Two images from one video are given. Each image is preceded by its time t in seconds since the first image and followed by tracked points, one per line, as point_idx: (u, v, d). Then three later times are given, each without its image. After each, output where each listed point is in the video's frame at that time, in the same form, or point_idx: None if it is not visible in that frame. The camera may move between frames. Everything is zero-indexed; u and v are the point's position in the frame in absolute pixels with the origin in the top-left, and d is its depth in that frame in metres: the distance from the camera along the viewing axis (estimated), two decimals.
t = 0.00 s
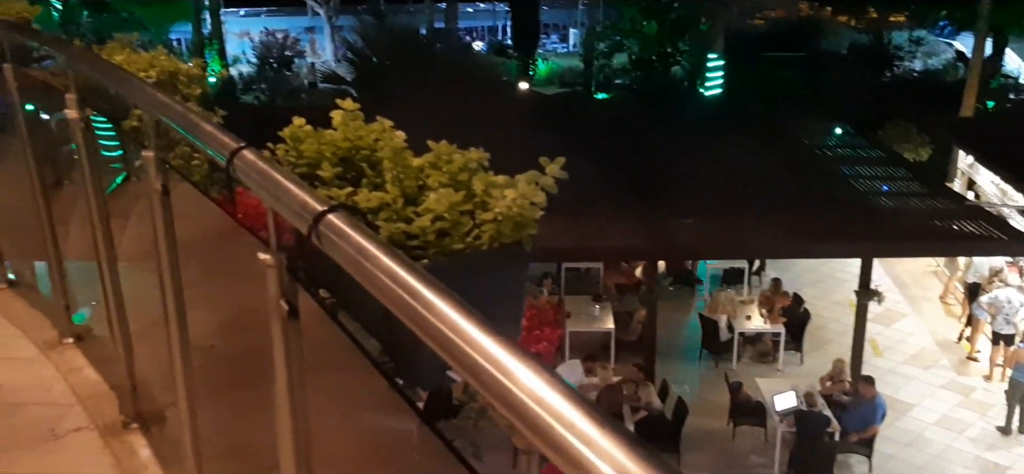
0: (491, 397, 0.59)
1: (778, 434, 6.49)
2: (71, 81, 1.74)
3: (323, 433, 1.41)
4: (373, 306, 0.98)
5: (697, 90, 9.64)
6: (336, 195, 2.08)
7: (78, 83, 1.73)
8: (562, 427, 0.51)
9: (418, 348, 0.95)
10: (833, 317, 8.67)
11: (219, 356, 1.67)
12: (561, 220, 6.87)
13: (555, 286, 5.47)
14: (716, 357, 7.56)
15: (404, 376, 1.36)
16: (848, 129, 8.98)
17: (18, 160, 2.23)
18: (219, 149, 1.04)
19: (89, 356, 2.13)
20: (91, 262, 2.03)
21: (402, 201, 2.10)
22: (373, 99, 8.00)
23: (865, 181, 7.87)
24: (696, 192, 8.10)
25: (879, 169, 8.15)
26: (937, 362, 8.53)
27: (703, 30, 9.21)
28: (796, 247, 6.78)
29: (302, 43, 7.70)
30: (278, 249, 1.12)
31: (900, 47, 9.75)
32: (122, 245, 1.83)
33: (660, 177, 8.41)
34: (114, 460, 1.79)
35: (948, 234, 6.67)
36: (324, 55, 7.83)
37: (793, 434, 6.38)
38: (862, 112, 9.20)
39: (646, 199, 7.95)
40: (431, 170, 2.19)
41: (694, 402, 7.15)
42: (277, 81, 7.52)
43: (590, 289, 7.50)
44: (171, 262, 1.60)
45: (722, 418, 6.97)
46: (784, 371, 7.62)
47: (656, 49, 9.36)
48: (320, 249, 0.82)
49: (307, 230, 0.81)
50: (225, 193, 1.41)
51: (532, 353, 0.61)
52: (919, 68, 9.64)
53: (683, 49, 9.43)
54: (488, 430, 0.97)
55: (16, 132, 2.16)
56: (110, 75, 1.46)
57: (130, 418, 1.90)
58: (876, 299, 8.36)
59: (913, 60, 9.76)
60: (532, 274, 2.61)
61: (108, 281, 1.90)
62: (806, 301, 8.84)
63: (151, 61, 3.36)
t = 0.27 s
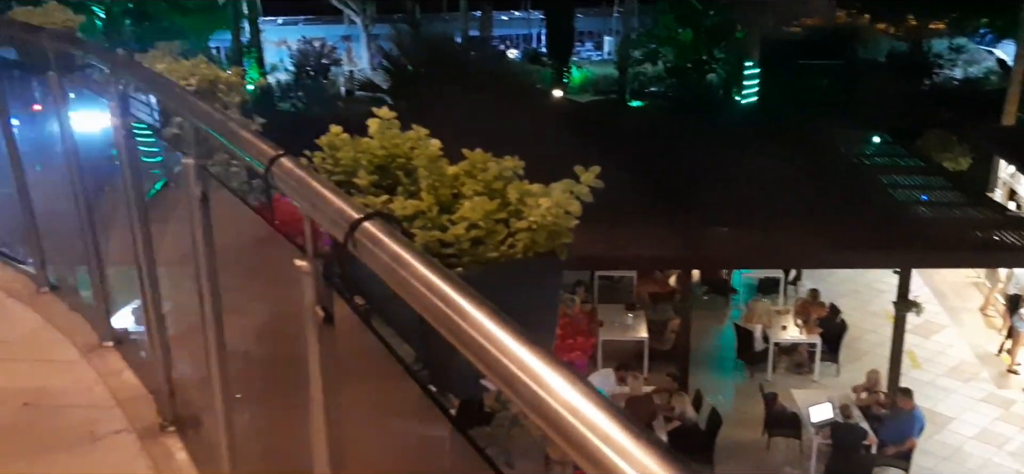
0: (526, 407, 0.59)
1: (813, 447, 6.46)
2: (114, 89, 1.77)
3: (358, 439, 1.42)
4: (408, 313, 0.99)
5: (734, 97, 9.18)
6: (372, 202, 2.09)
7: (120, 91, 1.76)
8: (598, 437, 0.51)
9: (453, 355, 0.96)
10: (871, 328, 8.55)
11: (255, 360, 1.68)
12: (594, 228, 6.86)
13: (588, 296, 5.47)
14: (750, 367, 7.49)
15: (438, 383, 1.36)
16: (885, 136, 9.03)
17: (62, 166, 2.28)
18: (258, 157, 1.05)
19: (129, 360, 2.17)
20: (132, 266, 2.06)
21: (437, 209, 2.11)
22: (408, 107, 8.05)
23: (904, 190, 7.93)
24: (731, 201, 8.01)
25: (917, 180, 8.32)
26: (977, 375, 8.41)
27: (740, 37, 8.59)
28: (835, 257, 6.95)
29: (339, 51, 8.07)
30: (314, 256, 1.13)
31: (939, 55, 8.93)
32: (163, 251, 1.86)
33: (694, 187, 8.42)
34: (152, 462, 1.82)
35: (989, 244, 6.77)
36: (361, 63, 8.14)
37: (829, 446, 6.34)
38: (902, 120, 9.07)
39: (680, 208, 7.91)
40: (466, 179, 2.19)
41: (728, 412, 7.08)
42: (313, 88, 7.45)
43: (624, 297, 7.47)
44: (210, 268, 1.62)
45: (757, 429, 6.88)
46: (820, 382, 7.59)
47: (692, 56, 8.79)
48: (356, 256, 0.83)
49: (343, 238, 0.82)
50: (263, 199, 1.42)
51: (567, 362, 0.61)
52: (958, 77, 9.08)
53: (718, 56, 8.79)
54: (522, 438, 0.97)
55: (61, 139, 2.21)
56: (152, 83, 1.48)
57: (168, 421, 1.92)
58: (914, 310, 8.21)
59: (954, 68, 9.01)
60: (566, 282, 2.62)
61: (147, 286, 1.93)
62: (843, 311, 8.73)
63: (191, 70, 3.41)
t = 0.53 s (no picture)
0: (559, 416, 0.58)
1: (850, 460, 6.37)
2: (155, 95, 1.80)
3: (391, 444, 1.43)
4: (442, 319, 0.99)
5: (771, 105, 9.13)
6: (408, 209, 2.11)
7: (161, 97, 1.78)
8: (633, 449, 0.51)
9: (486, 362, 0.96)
10: (909, 340, 8.43)
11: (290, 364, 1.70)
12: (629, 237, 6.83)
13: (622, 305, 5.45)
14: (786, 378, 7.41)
15: (471, 389, 1.37)
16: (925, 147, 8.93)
17: (104, 170, 2.32)
18: (295, 163, 1.06)
19: (166, 362, 2.19)
20: (171, 270, 2.09)
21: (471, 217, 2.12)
22: (443, 115, 8.08)
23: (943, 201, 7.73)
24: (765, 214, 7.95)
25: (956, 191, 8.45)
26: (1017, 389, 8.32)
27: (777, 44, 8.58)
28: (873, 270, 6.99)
29: (375, 58, 8.03)
30: (350, 262, 1.13)
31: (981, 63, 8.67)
32: (201, 255, 1.88)
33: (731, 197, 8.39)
34: (188, 464, 1.83)
35: None
36: (396, 70, 8.16)
37: (867, 460, 6.28)
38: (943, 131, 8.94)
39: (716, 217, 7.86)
40: (501, 186, 2.21)
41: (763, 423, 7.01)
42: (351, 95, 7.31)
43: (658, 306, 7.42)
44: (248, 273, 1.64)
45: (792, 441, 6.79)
46: (859, 394, 7.39)
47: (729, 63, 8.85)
48: (390, 263, 0.83)
49: (379, 244, 0.82)
50: (300, 205, 1.44)
51: (601, 372, 0.60)
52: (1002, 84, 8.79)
53: (756, 64, 8.83)
54: (554, 446, 0.97)
55: (102, 144, 2.24)
56: (193, 90, 1.50)
57: (204, 424, 1.94)
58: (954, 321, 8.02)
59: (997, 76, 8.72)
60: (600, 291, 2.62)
61: (185, 290, 1.95)
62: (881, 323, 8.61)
63: (231, 77, 3.46)
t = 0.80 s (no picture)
0: (590, 426, 0.58)
1: None
2: (197, 101, 1.83)
3: (425, 451, 1.43)
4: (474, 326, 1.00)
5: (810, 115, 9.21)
6: (443, 216, 2.12)
7: (204, 104, 1.81)
8: (664, 463, 0.50)
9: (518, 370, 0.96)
10: (951, 354, 8.27)
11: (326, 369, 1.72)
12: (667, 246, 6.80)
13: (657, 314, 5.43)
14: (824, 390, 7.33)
15: (504, 397, 1.37)
16: (969, 158, 8.81)
17: (147, 174, 2.36)
18: (333, 170, 1.07)
19: (205, 364, 2.22)
20: (210, 274, 2.12)
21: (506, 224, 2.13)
22: (481, 123, 8.11)
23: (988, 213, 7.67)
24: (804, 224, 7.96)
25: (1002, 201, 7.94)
26: None
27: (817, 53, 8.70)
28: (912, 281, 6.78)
29: (414, 66, 8.19)
30: (385, 268, 1.14)
31: None
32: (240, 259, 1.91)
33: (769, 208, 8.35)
34: (224, 465, 1.85)
35: None
36: (434, 77, 8.29)
37: None
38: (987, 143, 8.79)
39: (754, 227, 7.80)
40: (536, 194, 2.22)
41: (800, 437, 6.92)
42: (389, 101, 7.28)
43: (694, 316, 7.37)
44: (285, 278, 1.66)
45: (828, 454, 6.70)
46: (898, 409, 7.27)
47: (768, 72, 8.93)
48: (424, 269, 0.84)
49: (414, 251, 0.83)
50: (337, 211, 1.45)
51: (633, 382, 0.60)
52: None
53: (796, 72, 8.98)
54: (585, 456, 0.97)
55: (146, 149, 2.29)
56: (235, 97, 1.52)
57: (241, 426, 1.96)
58: (999, 338, 7.77)
59: None
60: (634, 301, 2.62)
61: (224, 293, 1.97)
62: (922, 336, 8.46)
63: (271, 84, 3.51)
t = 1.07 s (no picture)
0: (627, 439, 0.58)
1: None
2: (245, 108, 1.85)
3: (461, 459, 1.43)
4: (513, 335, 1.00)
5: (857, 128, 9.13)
6: (483, 225, 2.13)
7: (251, 111, 1.84)
8: None
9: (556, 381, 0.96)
10: (999, 374, 8.09)
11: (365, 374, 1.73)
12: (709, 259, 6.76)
13: (698, 327, 5.39)
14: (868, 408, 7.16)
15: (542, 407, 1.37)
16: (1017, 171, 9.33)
17: (195, 180, 2.40)
18: (377, 178, 1.08)
19: (248, 368, 2.25)
20: (255, 278, 2.15)
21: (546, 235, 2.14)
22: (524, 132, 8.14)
23: None
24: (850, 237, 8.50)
25: None
26: None
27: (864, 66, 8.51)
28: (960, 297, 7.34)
29: (458, 75, 8.17)
30: (425, 275, 1.15)
31: None
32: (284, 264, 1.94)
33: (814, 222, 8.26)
34: (263, 467, 1.87)
35: None
36: (477, 86, 8.30)
37: None
38: None
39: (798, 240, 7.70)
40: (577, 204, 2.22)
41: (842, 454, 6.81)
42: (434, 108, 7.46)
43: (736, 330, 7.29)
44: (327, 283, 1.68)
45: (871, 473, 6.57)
46: (942, 428, 7.10)
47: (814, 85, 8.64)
48: (464, 278, 0.84)
49: (454, 259, 0.83)
50: (379, 218, 1.46)
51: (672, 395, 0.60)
52: None
53: (843, 85, 8.71)
54: (622, 468, 0.97)
55: (195, 154, 2.33)
56: (281, 105, 1.54)
57: (281, 429, 1.98)
58: None
59: None
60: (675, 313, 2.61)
61: (268, 297, 2.00)
62: (969, 355, 8.28)
63: (317, 92, 3.55)
